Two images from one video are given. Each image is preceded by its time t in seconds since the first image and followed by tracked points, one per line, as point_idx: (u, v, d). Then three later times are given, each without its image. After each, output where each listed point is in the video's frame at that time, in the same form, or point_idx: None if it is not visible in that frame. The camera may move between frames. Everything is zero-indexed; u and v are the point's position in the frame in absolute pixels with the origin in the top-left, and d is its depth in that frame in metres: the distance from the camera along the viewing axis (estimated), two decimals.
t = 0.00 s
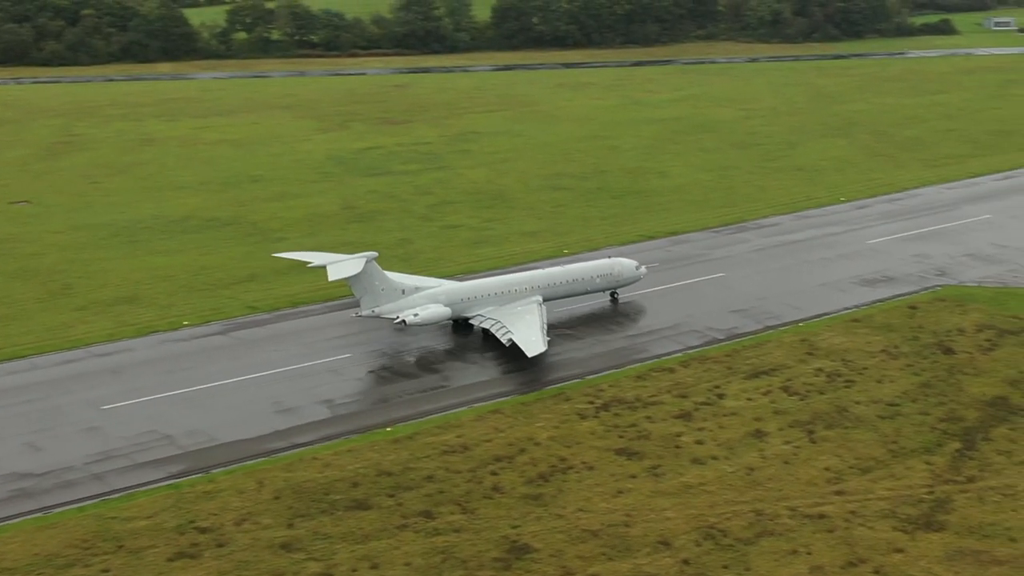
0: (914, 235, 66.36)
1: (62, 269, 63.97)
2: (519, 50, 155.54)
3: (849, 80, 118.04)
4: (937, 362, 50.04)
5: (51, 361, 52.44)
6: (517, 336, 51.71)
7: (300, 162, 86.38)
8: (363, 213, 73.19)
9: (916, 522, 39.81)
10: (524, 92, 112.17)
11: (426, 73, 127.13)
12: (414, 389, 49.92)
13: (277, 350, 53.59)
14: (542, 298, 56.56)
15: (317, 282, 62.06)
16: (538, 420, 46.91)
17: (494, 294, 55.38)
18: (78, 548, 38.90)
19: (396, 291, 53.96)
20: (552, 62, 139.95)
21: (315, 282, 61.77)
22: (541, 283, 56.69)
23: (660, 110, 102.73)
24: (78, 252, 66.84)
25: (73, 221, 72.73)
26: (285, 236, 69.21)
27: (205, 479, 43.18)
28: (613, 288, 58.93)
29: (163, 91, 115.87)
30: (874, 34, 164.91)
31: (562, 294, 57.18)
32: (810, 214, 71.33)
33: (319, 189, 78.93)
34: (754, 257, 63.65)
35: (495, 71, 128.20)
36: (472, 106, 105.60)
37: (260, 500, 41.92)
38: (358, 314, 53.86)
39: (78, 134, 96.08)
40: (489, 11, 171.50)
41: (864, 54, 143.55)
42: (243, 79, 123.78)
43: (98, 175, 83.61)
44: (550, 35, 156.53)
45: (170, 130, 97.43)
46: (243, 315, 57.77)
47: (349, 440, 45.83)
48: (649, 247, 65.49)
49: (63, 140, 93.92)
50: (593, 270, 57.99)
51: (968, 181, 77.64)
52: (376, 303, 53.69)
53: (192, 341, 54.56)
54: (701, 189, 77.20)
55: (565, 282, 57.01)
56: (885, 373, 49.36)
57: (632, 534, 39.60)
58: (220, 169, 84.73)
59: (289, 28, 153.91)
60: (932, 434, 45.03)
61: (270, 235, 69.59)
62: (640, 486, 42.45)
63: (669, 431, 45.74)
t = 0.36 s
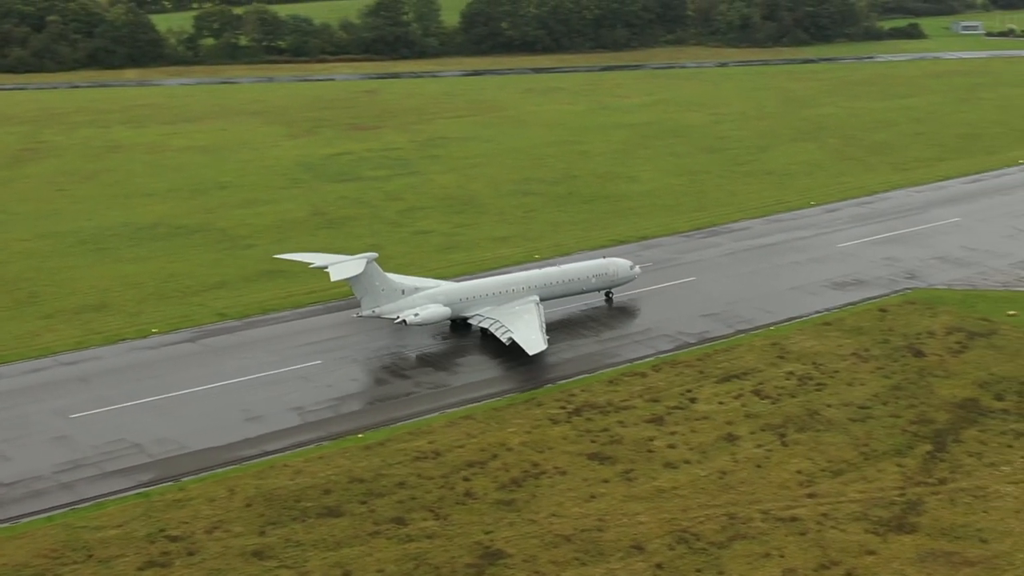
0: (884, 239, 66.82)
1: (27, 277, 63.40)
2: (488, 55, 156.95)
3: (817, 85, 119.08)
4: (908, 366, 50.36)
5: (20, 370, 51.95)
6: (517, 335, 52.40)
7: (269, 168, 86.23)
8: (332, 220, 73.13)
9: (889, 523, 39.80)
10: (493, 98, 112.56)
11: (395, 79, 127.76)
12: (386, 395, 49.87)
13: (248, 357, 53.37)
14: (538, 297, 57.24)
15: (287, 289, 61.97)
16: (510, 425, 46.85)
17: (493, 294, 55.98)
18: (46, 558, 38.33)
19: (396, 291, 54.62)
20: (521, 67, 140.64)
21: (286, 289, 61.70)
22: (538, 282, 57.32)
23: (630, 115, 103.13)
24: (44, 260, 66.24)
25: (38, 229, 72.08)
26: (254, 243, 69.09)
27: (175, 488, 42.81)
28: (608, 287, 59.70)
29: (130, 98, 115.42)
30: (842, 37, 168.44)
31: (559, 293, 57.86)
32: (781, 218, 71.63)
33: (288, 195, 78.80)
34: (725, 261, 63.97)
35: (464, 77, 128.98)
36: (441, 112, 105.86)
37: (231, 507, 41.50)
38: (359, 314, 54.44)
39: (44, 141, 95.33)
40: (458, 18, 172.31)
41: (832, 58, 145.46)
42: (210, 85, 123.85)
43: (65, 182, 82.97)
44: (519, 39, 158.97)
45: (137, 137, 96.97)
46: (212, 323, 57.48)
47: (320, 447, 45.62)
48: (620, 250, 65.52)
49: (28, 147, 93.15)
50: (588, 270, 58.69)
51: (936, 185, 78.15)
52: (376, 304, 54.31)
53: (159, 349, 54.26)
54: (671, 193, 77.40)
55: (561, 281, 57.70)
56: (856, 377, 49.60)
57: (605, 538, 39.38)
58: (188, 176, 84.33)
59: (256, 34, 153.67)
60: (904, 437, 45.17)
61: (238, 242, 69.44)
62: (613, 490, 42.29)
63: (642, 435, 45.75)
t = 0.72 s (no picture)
0: (865, 242, 67.06)
1: (6, 284, 63.16)
2: (470, 61, 157.54)
3: (798, 89, 119.63)
4: (890, 369, 50.52)
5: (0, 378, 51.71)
6: (527, 334, 52.84)
7: (250, 173, 86.20)
8: (314, 225, 73.09)
9: (871, 527, 39.85)
10: (475, 103, 112.63)
11: (376, 84, 127.99)
12: (369, 400, 49.81)
13: (229, 364, 53.23)
14: (544, 297, 57.74)
15: (268, 294, 61.90)
16: (493, 430, 46.80)
17: (500, 294, 56.45)
18: (26, 567, 38.05)
19: (406, 291, 54.90)
20: (502, 72, 140.83)
21: (268, 295, 61.61)
22: (544, 282, 57.81)
23: (611, 120, 103.18)
24: (22, 267, 66.04)
25: (16, 236, 71.82)
26: (235, 249, 69.01)
27: (156, 495, 42.63)
28: (612, 287, 60.30)
29: (110, 103, 115.31)
30: (824, 42, 169.76)
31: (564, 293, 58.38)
32: (762, 222, 71.78)
33: (269, 201, 78.79)
34: (707, 265, 64.16)
35: (446, 81, 129.25)
36: (423, 116, 105.95)
37: (212, 514, 41.31)
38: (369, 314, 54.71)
39: (23, 147, 95.05)
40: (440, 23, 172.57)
41: (813, 62, 146.22)
42: (190, 90, 124.06)
43: (43, 188, 82.69)
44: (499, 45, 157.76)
45: (117, 142, 96.81)
46: (192, 329, 57.34)
47: (301, 453, 45.49)
48: (603, 254, 65.50)
49: (6, 153, 92.83)
50: (593, 270, 59.26)
51: (917, 188, 78.26)
52: (386, 304, 54.59)
53: (140, 356, 54.11)
54: (652, 198, 77.41)
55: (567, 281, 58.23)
56: (838, 380, 49.72)
57: (588, 543, 39.31)
58: (168, 182, 84.18)
59: (236, 39, 153.80)
60: (886, 440, 45.27)
61: (219, 247, 69.39)
62: (596, 495, 42.24)
63: (624, 440, 45.78)
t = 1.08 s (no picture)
0: (847, 246, 67.27)
1: None
2: (452, 66, 157.63)
3: (779, 93, 119.94)
4: (873, 372, 50.65)
5: None
6: (536, 333, 53.63)
7: (231, 179, 85.94)
8: (296, 231, 72.97)
9: (855, 530, 39.85)
10: (456, 108, 112.67)
11: (357, 89, 127.84)
12: (353, 406, 49.69)
13: (211, 370, 53.05)
14: (551, 297, 58.51)
15: (251, 300, 61.74)
16: (477, 436, 46.75)
17: (508, 294, 57.20)
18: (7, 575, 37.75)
19: (415, 291, 55.71)
20: (483, 77, 140.97)
21: (251, 301, 61.48)
22: (551, 282, 58.55)
23: (593, 125, 103.26)
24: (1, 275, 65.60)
25: None
26: (216, 256, 68.80)
27: (138, 502, 42.40)
28: (617, 287, 61.11)
29: (90, 110, 114.79)
30: (805, 46, 171.12)
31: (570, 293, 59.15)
32: (744, 226, 71.89)
33: (250, 207, 78.56)
34: (690, 270, 64.32)
35: (427, 87, 129.10)
36: (404, 122, 105.79)
37: (195, 521, 41.09)
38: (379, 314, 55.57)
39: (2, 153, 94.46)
40: (420, 28, 172.78)
41: (795, 66, 146.78)
42: (171, 96, 123.67)
43: (22, 195, 82.18)
44: (481, 49, 159.26)
45: (97, 149, 96.37)
46: (174, 336, 57.15)
47: (285, 460, 45.37)
48: (588, 258, 65.55)
49: None
50: (599, 270, 60.09)
51: (897, 192, 78.42)
52: (396, 304, 55.41)
53: (121, 363, 53.89)
54: (636, 203, 77.47)
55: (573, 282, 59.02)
56: (821, 384, 49.80)
57: (573, 548, 39.21)
58: (148, 188, 83.82)
59: (217, 45, 153.14)
60: (870, 443, 45.32)
61: (200, 254, 69.17)
62: (580, 500, 42.17)
63: (608, 444, 45.76)
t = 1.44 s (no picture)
0: (827, 248, 67.46)
1: None
2: (431, 68, 158.18)
3: (756, 95, 120.35)
4: (852, 374, 50.76)
5: None
6: (540, 330, 54.18)
7: (209, 183, 85.85)
8: (274, 235, 72.97)
9: (835, 532, 39.81)
10: (435, 111, 112.70)
11: (335, 92, 128.07)
12: (333, 410, 49.67)
13: (190, 374, 52.98)
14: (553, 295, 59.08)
15: (230, 304, 61.66)
16: (456, 439, 46.76)
17: (510, 292, 57.76)
18: None
19: (420, 290, 56.24)
20: (462, 80, 141.39)
21: (229, 305, 61.41)
22: (553, 280, 59.16)
23: (571, 127, 103.44)
24: None
25: None
26: (194, 259, 68.71)
27: (117, 506, 42.26)
28: (617, 285, 61.75)
29: (67, 113, 114.54)
30: (783, 48, 172.84)
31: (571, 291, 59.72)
32: (724, 228, 71.97)
33: (227, 210, 78.47)
34: (670, 273, 64.49)
35: (405, 90, 129.22)
36: (382, 125, 105.81)
37: (174, 525, 40.94)
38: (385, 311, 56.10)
39: None
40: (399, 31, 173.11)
41: (773, 68, 147.53)
42: (149, 100, 123.60)
43: None
44: (460, 52, 159.40)
45: (74, 153, 96.11)
46: (152, 340, 57.07)
47: (264, 463, 45.32)
48: (569, 261, 65.61)
49: None
50: (599, 268, 60.71)
51: (877, 195, 78.59)
52: (401, 302, 55.93)
53: (100, 367, 53.79)
54: (615, 205, 77.55)
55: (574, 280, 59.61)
56: (800, 386, 49.88)
57: (552, 550, 39.15)
58: (126, 192, 83.61)
59: (195, 48, 153.38)
60: (849, 445, 45.36)
61: (178, 258, 69.06)
62: (560, 503, 42.15)
63: (587, 447, 45.79)
